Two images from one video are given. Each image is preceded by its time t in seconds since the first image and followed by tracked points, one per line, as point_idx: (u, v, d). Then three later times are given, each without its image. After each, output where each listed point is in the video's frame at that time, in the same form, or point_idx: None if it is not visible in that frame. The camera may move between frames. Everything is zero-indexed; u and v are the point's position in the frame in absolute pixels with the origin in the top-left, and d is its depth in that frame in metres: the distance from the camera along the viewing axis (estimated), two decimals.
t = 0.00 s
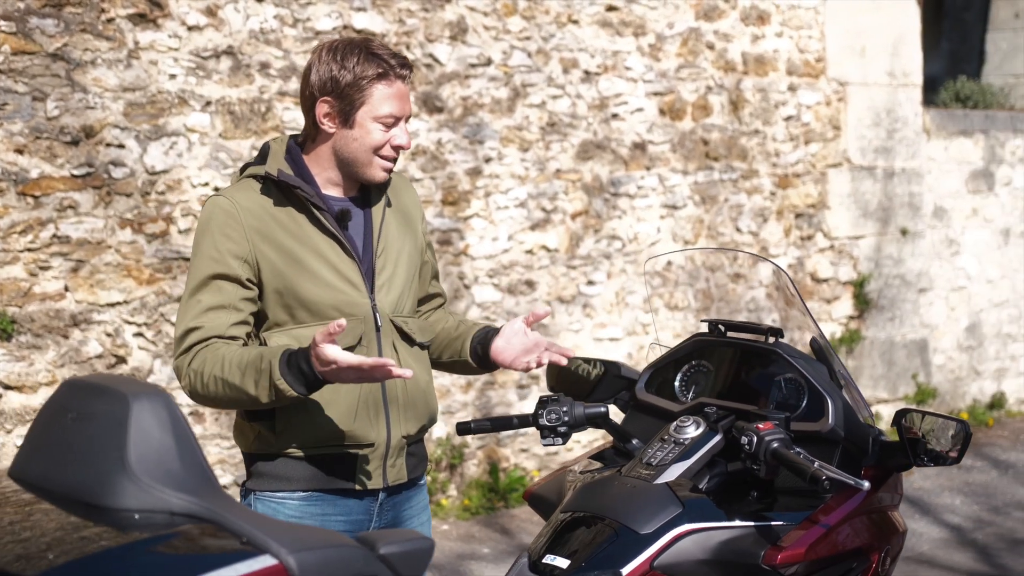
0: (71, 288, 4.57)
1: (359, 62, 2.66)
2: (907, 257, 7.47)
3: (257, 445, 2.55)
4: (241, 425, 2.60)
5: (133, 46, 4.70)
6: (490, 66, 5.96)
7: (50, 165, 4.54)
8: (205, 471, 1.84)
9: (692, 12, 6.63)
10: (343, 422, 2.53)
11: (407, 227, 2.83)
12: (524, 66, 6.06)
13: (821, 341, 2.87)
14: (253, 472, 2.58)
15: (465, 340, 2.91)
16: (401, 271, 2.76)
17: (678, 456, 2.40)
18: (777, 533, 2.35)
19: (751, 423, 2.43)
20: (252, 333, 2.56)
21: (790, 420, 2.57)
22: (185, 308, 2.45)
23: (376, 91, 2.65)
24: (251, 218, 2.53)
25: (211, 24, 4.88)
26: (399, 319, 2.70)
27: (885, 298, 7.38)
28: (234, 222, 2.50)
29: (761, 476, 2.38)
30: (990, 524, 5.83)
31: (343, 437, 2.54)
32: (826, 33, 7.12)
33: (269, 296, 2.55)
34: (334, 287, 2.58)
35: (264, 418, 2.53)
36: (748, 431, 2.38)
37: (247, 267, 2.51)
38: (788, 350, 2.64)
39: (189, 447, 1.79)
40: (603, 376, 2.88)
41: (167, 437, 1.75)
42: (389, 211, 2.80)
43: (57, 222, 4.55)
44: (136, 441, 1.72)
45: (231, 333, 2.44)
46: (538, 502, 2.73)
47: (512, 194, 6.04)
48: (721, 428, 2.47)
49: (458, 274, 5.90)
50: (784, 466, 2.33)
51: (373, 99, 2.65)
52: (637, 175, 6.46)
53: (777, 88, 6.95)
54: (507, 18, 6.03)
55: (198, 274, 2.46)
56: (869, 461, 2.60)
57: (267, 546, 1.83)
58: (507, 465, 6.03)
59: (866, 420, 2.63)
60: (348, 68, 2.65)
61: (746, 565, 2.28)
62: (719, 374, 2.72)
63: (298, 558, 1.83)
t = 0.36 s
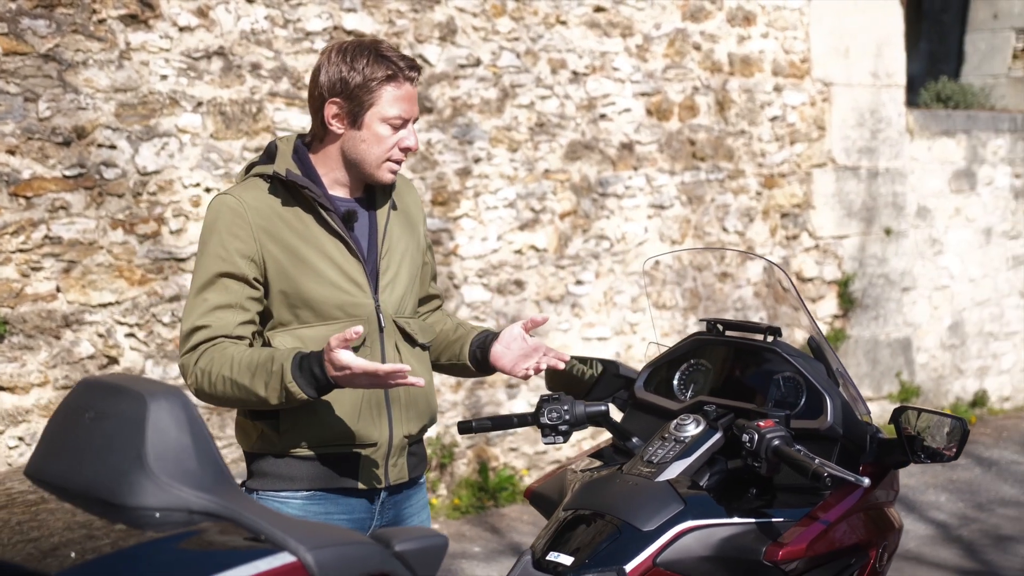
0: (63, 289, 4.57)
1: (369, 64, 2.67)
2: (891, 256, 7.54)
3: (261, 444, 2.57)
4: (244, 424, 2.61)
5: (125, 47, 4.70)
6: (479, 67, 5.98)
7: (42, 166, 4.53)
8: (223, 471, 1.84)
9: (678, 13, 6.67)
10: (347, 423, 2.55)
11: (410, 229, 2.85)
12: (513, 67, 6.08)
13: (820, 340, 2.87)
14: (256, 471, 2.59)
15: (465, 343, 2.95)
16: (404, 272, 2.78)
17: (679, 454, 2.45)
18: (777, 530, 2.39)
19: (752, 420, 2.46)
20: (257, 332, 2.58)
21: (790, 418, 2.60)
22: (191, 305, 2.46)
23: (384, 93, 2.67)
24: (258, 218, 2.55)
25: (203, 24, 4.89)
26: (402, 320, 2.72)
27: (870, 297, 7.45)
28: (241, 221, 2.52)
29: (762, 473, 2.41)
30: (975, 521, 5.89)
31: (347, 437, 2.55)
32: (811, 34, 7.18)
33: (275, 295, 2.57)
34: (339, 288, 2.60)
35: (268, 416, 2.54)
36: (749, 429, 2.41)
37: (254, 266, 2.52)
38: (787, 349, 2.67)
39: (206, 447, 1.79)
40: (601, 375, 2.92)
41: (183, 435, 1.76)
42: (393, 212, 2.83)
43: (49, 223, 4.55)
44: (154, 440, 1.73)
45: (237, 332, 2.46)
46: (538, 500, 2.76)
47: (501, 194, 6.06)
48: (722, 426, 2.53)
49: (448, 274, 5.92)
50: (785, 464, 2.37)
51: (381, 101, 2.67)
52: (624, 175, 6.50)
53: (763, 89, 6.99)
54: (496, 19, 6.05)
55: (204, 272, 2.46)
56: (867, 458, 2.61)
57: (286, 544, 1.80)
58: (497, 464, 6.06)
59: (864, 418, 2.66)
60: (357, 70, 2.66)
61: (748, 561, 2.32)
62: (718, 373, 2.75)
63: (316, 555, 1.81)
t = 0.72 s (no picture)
0: (51, 290, 4.57)
1: (348, 55, 2.73)
2: (870, 256, 7.63)
3: (264, 443, 2.59)
4: (248, 423, 2.63)
5: (113, 48, 4.70)
6: (465, 68, 6.00)
7: (30, 166, 4.53)
8: (242, 469, 1.78)
9: (661, 15, 6.72)
10: (350, 422, 2.58)
11: (409, 229, 2.89)
12: (498, 68, 6.11)
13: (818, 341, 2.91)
14: (259, 470, 2.61)
15: (460, 345, 2.98)
16: (404, 273, 2.81)
17: (677, 451, 2.49)
18: (774, 526, 2.46)
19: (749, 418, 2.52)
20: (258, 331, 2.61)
21: (786, 416, 2.64)
22: (193, 303, 2.48)
23: (359, 82, 2.71)
24: (262, 218, 2.58)
25: (190, 25, 4.89)
26: (403, 321, 2.75)
27: (849, 297, 7.53)
28: (245, 220, 2.55)
29: (760, 469, 2.48)
30: (954, 518, 5.98)
31: (349, 436, 2.58)
32: (791, 36, 7.25)
33: (277, 295, 2.60)
34: (341, 289, 2.63)
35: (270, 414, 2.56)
36: (747, 426, 2.48)
37: (257, 266, 2.55)
38: (782, 347, 2.72)
39: (224, 444, 1.73)
40: (597, 373, 2.95)
41: (201, 434, 1.68)
42: (393, 212, 2.86)
43: (37, 224, 4.54)
44: (171, 440, 1.66)
45: (235, 331, 2.48)
46: (537, 498, 2.80)
47: (486, 194, 6.09)
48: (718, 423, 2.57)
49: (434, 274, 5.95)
50: (783, 460, 2.42)
51: (358, 89, 2.71)
52: (608, 175, 6.54)
53: (744, 90, 7.06)
54: (481, 20, 6.08)
55: (207, 270, 2.49)
56: (861, 455, 2.71)
57: (304, 540, 1.78)
58: (482, 463, 6.09)
59: (858, 416, 2.72)
60: (338, 62, 2.74)
61: (747, 556, 2.39)
62: (714, 371, 2.79)
63: (335, 551, 1.79)
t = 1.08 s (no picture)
0: (37, 290, 4.56)
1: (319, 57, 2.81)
2: (847, 256, 7.72)
3: (260, 439, 2.59)
4: (244, 419, 2.63)
5: (98, 48, 4.70)
6: (448, 69, 6.03)
7: (16, 167, 4.52)
8: (253, 466, 1.81)
9: (642, 16, 6.78)
10: (348, 420, 2.61)
11: (406, 229, 2.93)
12: (480, 69, 6.14)
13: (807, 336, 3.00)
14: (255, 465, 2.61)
15: (461, 336, 3.03)
16: (402, 273, 2.84)
17: (672, 448, 2.53)
18: (770, 520, 2.47)
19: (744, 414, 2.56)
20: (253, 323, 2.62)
21: (780, 412, 2.69)
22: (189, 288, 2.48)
23: (326, 80, 2.77)
24: (263, 215, 2.61)
25: (175, 26, 4.90)
26: (400, 320, 2.78)
27: (827, 296, 7.62)
28: (245, 215, 2.57)
29: (755, 465, 2.51)
30: (933, 514, 6.07)
31: (346, 433, 2.61)
32: (769, 37, 7.33)
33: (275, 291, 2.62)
34: (339, 287, 2.66)
35: (270, 409, 2.56)
36: (743, 422, 2.52)
37: (254, 260, 2.56)
38: (774, 345, 2.78)
39: (236, 442, 1.75)
40: (591, 370, 3.03)
41: (214, 432, 1.71)
42: (390, 211, 2.90)
43: (23, 225, 4.53)
44: (185, 439, 1.68)
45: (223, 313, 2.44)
46: (533, 494, 2.85)
47: (469, 195, 6.12)
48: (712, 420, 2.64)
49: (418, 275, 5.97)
50: (778, 455, 2.46)
51: (325, 87, 2.77)
52: (589, 175, 6.59)
53: (723, 91, 7.12)
54: (463, 22, 6.11)
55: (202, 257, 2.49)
56: (852, 450, 2.76)
57: (318, 535, 1.80)
58: (466, 462, 6.12)
59: (848, 412, 2.77)
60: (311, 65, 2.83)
61: (743, 550, 2.40)
62: (706, 369, 2.84)
63: (348, 545, 1.81)
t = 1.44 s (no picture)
0: (28, 292, 4.55)
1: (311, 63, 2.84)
2: (832, 256, 7.78)
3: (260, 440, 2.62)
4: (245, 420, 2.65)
5: (88, 50, 4.69)
6: (437, 70, 6.04)
7: (7, 169, 4.51)
8: (269, 469, 1.83)
9: (629, 18, 6.81)
10: (348, 422, 2.62)
11: (408, 233, 2.94)
12: (469, 70, 6.16)
13: (805, 336, 3.02)
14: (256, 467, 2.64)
15: (459, 345, 3.04)
16: (404, 277, 2.86)
17: (673, 449, 2.56)
18: (772, 520, 2.50)
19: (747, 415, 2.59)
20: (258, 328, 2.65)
21: (780, 413, 2.72)
22: (194, 299, 2.51)
23: (317, 84, 2.79)
24: (264, 221, 2.62)
25: (165, 27, 4.90)
26: (401, 324, 2.79)
27: (812, 296, 7.68)
28: (247, 222, 2.59)
29: (757, 465, 2.55)
30: (919, 512, 6.13)
31: (346, 435, 2.63)
32: (754, 39, 7.37)
33: (278, 297, 2.64)
34: (341, 292, 2.67)
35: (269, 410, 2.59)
36: (745, 423, 2.55)
37: (257, 268, 2.59)
38: (774, 347, 2.81)
39: (252, 444, 1.78)
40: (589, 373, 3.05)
41: (230, 434, 1.74)
42: (392, 215, 2.91)
43: (14, 227, 4.52)
44: (202, 440, 1.71)
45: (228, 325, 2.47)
46: (533, 495, 2.87)
47: (458, 196, 6.13)
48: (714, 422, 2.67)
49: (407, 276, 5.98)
50: (780, 456, 2.49)
51: (316, 92, 2.79)
52: (577, 176, 6.62)
53: (709, 92, 7.16)
54: (452, 23, 6.12)
55: (207, 268, 2.52)
56: (852, 450, 2.80)
57: (335, 536, 1.82)
58: (456, 463, 6.14)
59: (847, 413, 2.81)
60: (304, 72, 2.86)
61: (745, 551, 2.43)
62: (706, 370, 2.87)
63: (366, 548, 1.83)
